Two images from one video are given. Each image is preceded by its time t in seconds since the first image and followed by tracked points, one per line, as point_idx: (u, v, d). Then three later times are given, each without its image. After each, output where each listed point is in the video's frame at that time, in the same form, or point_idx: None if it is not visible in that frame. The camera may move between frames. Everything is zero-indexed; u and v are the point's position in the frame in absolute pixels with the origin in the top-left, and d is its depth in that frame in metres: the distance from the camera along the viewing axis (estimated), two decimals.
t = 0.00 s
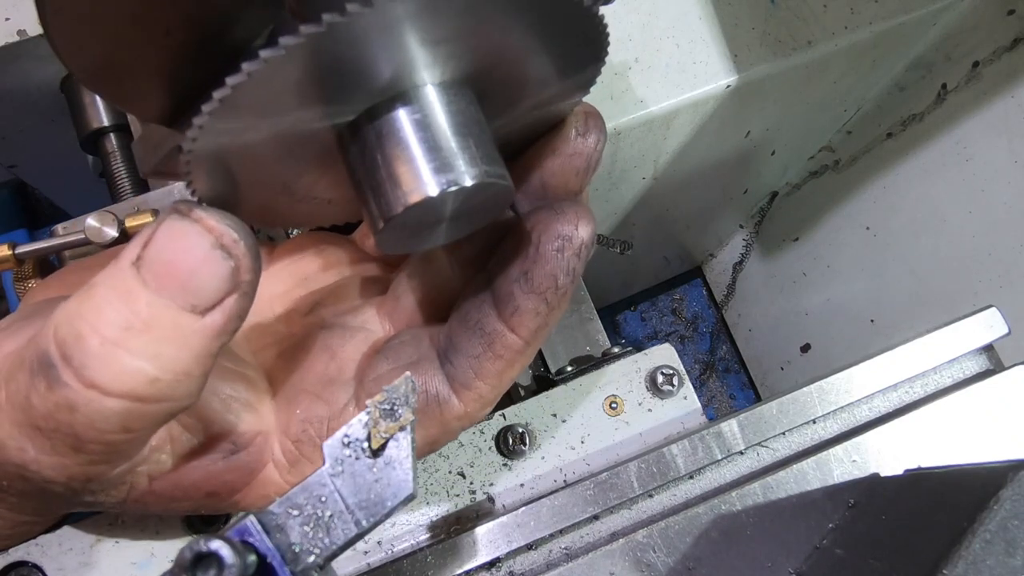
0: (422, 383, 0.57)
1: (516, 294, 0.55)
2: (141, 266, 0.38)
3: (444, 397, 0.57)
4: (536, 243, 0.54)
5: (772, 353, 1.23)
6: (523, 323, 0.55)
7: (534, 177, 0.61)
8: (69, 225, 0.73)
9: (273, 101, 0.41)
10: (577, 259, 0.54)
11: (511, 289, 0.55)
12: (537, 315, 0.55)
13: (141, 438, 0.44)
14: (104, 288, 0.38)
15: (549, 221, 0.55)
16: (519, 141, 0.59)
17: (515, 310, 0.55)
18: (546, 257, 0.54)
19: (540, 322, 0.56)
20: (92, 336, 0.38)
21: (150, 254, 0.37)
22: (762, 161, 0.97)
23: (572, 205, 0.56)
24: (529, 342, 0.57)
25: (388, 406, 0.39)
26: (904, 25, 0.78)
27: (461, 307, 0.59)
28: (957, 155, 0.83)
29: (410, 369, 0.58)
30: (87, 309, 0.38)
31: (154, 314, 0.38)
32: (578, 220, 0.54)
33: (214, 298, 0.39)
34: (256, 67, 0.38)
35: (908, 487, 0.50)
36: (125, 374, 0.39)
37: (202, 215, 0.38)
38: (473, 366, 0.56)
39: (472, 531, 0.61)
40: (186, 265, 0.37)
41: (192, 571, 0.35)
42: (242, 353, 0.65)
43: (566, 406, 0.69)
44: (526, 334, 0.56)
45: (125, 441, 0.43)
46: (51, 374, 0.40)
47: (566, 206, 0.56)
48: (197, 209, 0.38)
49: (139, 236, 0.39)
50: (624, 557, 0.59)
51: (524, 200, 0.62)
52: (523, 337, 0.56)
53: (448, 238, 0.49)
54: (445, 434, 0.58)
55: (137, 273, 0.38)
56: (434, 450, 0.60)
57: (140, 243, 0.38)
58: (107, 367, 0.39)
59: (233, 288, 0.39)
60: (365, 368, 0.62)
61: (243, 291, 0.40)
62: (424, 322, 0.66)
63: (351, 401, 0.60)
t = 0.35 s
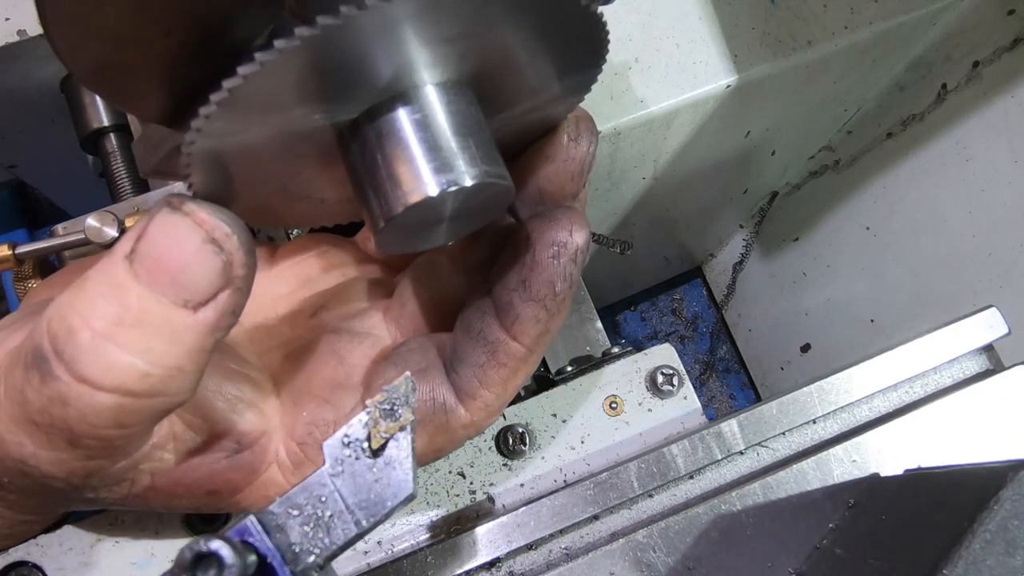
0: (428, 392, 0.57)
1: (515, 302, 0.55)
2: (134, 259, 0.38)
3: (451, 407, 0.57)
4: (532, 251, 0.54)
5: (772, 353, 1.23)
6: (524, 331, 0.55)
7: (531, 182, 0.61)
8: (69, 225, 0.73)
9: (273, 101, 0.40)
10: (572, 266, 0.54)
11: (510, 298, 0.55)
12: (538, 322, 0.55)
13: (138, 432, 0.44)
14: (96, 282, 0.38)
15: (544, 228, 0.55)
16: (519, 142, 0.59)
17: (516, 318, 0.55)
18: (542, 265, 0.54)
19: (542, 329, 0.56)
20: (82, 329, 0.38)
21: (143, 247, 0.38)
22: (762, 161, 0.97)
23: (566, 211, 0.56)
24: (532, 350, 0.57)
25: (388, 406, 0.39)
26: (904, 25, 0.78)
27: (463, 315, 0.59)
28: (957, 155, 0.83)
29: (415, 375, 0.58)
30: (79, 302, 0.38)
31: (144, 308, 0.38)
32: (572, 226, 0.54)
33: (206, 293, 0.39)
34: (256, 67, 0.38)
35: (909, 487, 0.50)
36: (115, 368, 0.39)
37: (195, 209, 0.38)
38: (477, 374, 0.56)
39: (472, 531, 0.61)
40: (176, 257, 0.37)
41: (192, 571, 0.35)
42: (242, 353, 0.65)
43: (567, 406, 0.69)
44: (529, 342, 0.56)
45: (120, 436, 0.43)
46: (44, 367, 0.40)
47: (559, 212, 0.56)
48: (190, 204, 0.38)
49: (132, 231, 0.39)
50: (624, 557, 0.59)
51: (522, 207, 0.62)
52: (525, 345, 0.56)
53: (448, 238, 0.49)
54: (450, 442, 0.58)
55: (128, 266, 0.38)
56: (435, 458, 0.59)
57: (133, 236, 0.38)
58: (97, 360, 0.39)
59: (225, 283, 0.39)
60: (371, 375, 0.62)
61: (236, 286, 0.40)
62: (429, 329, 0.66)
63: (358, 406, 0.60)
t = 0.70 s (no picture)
0: (439, 390, 0.57)
1: (526, 302, 0.55)
2: (105, 239, 0.37)
3: (464, 404, 0.57)
4: (541, 253, 0.55)
5: (772, 353, 1.23)
6: (536, 330, 0.55)
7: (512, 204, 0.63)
8: (69, 225, 0.73)
9: (273, 101, 0.41)
10: (583, 267, 0.54)
11: (521, 298, 0.55)
12: (548, 322, 0.55)
13: (143, 393, 0.44)
14: (74, 261, 0.38)
15: (552, 229, 0.55)
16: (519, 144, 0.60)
17: (527, 318, 0.55)
18: (552, 266, 0.54)
19: (554, 329, 0.56)
20: (69, 305, 0.38)
21: (106, 231, 0.36)
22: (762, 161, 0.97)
23: (575, 214, 0.56)
24: (542, 348, 0.57)
25: (388, 406, 0.39)
26: (904, 25, 0.78)
27: (476, 316, 0.59)
28: (957, 155, 0.83)
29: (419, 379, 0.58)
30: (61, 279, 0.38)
31: (120, 287, 0.37)
32: (582, 227, 0.55)
33: (176, 271, 0.37)
34: (256, 67, 0.38)
35: (908, 487, 0.50)
36: (106, 338, 0.39)
37: (145, 187, 0.35)
38: (489, 374, 0.56)
39: (472, 531, 0.61)
40: (135, 243, 0.36)
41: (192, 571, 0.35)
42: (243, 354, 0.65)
43: (566, 406, 0.69)
44: (541, 341, 0.56)
45: (124, 397, 0.43)
46: (43, 333, 0.40)
47: (568, 215, 0.57)
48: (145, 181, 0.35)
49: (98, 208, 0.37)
50: (624, 557, 0.59)
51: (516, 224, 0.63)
52: (537, 344, 0.56)
53: (448, 238, 0.49)
54: (460, 440, 0.58)
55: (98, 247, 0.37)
56: (442, 457, 0.59)
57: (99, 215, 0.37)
58: (87, 331, 0.39)
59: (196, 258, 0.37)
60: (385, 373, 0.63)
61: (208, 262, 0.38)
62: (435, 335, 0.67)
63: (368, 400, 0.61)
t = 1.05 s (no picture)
0: (426, 393, 0.57)
1: (525, 309, 0.55)
2: (159, 291, 0.38)
3: (449, 408, 0.56)
4: (545, 260, 0.54)
5: (772, 353, 1.23)
6: (531, 338, 0.56)
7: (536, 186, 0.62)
8: (70, 225, 0.73)
9: (274, 101, 0.41)
10: (586, 278, 0.54)
11: (519, 305, 0.55)
12: (545, 331, 0.55)
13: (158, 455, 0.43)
14: (122, 321, 0.38)
15: (559, 238, 0.55)
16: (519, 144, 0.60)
17: (523, 325, 0.55)
18: (556, 274, 0.54)
19: (548, 338, 0.56)
20: (116, 371, 0.38)
21: (166, 281, 0.37)
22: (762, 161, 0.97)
23: (582, 221, 0.56)
24: (534, 357, 0.57)
25: (388, 406, 0.39)
26: (904, 25, 0.78)
27: (468, 316, 0.59)
28: (957, 155, 0.83)
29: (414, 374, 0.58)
30: (105, 343, 0.38)
31: (175, 347, 0.38)
32: (589, 237, 0.54)
33: (229, 319, 0.38)
34: (257, 68, 0.38)
35: (908, 487, 0.50)
36: (147, 405, 0.38)
37: (214, 239, 0.38)
38: (479, 378, 0.56)
39: (472, 531, 0.61)
40: (204, 290, 0.37)
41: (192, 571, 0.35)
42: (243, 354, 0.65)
43: (567, 405, 0.69)
44: (533, 350, 0.56)
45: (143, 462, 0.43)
46: (72, 410, 0.39)
47: (578, 222, 0.56)
48: (208, 234, 0.38)
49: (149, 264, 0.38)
50: (624, 557, 0.59)
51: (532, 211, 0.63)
52: (530, 353, 0.56)
53: (448, 238, 0.49)
54: (446, 444, 0.58)
55: (155, 305, 0.38)
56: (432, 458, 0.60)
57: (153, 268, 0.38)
58: (132, 400, 0.38)
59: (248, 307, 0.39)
60: (371, 371, 0.61)
61: (257, 310, 0.40)
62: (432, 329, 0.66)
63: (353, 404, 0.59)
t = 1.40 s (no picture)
0: (429, 395, 0.57)
1: (519, 307, 0.55)
2: (141, 262, 0.38)
3: (453, 410, 0.57)
4: (536, 258, 0.54)
5: (772, 353, 1.23)
6: (528, 336, 0.55)
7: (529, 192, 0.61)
8: (69, 225, 0.73)
9: (274, 102, 0.41)
10: (577, 273, 0.54)
11: (514, 302, 0.55)
12: (541, 327, 0.55)
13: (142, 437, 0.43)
14: (103, 287, 0.38)
15: (548, 234, 0.55)
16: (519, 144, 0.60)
17: (520, 323, 0.55)
18: (547, 270, 0.54)
19: (546, 334, 0.56)
20: (91, 335, 0.38)
21: (149, 253, 0.37)
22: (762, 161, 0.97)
23: (570, 217, 0.56)
24: (534, 355, 0.57)
25: (388, 406, 0.39)
26: (904, 25, 0.78)
27: (467, 318, 0.59)
28: (957, 155, 0.83)
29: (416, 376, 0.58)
30: (87, 309, 0.38)
31: (154, 317, 0.38)
32: (577, 232, 0.54)
33: (213, 296, 0.38)
34: (257, 69, 0.38)
35: (909, 487, 0.50)
36: (124, 373, 0.38)
37: (203, 214, 0.38)
38: (480, 378, 0.56)
39: (472, 531, 0.61)
40: (187, 262, 0.37)
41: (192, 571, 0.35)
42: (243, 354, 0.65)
43: (567, 406, 0.69)
44: (532, 347, 0.56)
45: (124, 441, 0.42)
46: (48, 375, 0.39)
47: (564, 219, 0.56)
48: (196, 207, 0.38)
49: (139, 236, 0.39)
50: (624, 557, 0.59)
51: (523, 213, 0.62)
52: (529, 350, 0.56)
53: (448, 238, 0.49)
54: (450, 445, 0.58)
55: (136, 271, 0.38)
56: (436, 460, 0.60)
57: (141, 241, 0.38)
58: (106, 367, 0.38)
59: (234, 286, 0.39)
60: (374, 374, 0.61)
61: (243, 290, 0.40)
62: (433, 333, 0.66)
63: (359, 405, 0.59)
